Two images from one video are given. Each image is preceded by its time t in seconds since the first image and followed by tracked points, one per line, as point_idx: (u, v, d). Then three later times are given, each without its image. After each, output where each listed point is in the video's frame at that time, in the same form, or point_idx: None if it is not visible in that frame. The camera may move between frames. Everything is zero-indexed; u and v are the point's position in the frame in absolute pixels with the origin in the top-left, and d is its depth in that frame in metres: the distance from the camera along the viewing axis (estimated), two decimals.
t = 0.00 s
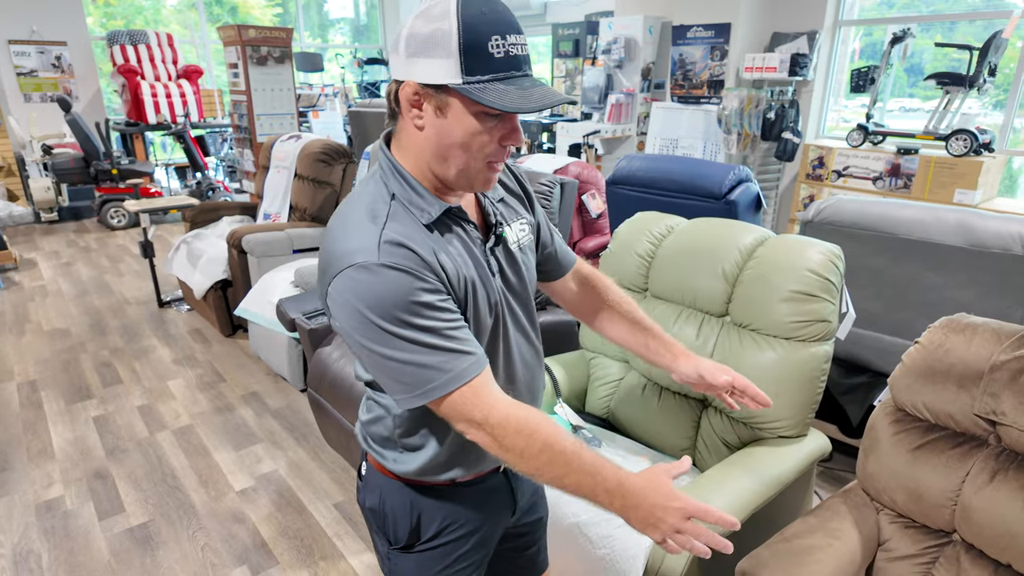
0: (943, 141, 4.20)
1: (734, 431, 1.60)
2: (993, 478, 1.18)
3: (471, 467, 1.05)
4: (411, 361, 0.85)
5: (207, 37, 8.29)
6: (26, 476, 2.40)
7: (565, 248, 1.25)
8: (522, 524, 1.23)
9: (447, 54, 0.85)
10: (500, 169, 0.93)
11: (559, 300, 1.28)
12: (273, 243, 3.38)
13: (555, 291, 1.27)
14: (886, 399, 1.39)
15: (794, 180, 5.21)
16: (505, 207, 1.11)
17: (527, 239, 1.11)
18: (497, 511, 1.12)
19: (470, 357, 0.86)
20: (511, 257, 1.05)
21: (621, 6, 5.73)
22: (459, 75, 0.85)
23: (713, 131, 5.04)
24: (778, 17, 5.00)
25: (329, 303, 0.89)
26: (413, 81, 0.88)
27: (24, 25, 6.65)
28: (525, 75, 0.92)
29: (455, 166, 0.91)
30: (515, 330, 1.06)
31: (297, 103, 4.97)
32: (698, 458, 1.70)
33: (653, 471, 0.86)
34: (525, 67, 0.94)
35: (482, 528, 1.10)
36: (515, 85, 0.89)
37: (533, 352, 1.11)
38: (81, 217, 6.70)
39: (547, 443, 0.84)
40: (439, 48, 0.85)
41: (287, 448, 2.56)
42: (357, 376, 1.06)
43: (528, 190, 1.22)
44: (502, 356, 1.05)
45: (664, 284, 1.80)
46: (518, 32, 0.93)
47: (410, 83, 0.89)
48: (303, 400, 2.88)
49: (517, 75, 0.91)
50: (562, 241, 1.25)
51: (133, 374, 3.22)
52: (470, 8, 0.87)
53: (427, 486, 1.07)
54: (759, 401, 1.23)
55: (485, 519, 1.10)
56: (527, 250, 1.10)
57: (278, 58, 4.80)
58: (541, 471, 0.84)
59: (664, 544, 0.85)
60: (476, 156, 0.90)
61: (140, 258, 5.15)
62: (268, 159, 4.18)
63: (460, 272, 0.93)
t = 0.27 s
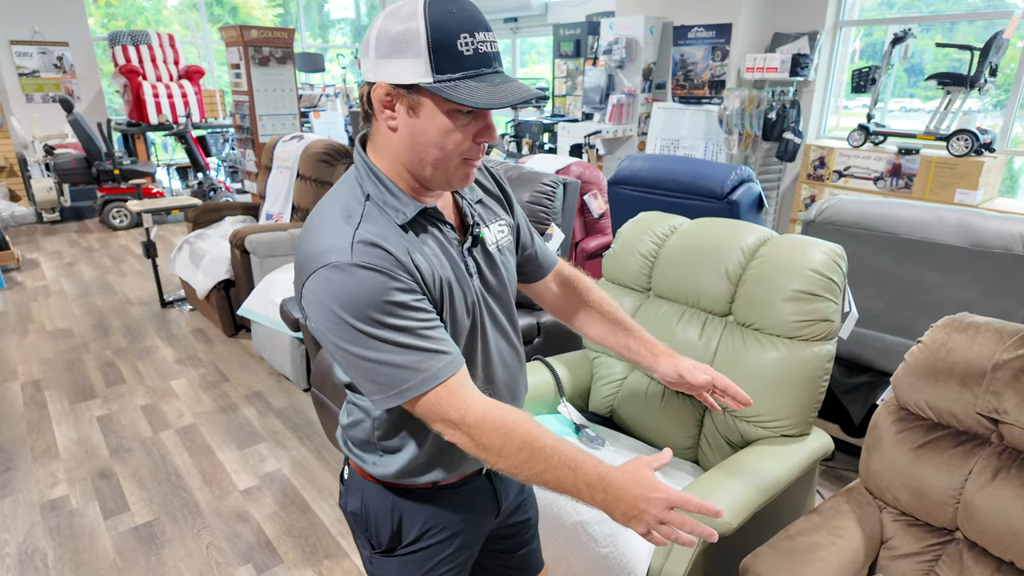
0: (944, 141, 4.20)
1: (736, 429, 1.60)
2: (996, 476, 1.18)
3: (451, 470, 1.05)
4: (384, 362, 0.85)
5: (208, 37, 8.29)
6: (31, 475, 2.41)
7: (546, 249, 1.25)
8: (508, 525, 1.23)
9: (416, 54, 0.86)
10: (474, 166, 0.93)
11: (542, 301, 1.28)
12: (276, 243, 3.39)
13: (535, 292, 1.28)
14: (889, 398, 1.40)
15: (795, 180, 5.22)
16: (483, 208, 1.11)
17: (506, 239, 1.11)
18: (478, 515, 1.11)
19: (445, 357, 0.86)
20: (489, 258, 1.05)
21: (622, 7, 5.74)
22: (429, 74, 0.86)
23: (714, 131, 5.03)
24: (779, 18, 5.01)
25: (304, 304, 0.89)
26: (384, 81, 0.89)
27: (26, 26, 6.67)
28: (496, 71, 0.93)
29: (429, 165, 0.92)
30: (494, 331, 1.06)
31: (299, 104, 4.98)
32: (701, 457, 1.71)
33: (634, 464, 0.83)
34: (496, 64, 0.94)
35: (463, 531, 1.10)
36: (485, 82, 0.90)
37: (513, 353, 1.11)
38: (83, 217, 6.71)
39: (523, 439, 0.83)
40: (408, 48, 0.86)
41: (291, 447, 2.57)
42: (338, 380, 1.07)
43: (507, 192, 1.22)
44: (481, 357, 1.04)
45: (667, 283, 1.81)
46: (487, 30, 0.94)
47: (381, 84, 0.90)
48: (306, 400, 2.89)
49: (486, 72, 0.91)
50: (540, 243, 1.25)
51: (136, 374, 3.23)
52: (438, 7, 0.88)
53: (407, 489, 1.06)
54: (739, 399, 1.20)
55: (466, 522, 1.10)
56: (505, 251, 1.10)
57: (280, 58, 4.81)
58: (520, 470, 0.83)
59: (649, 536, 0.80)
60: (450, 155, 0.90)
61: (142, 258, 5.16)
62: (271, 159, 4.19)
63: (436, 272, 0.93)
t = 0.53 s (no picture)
0: (945, 141, 4.21)
1: (739, 428, 1.60)
2: (997, 473, 1.19)
3: (444, 467, 1.06)
4: (377, 361, 0.85)
5: (210, 38, 8.30)
6: (35, 474, 2.42)
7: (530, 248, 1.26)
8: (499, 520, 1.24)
9: (402, 51, 0.86)
10: (461, 162, 0.94)
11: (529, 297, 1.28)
12: (279, 242, 3.40)
13: (521, 288, 1.27)
14: (890, 396, 1.40)
15: (796, 180, 5.23)
16: (468, 208, 1.11)
17: (492, 237, 1.11)
18: (471, 511, 1.12)
19: (437, 354, 0.86)
20: (475, 256, 1.06)
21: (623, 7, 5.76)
22: (416, 71, 0.86)
23: (715, 130, 5.06)
24: (780, 18, 5.02)
25: (293, 306, 0.88)
26: (371, 80, 0.89)
27: (29, 27, 6.68)
28: (482, 69, 0.93)
29: (418, 162, 0.92)
30: (483, 328, 1.06)
31: (300, 104, 4.99)
32: (704, 455, 1.71)
33: (624, 454, 0.85)
34: (481, 62, 0.95)
35: (457, 526, 1.11)
36: (472, 78, 0.91)
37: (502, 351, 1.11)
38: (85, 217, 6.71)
39: (515, 433, 0.84)
40: (394, 46, 0.87)
41: (294, 446, 2.58)
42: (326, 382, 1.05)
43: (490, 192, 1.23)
44: (471, 355, 1.05)
45: (670, 282, 1.81)
46: (472, 29, 0.95)
47: (368, 83, 0.90)
48: (309, 399, 2.90)
49: (472, 69, 0.92)
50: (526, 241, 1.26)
51: (139, 373, 3.24)
52: (423, 6, 0.88)
53: (400, 488, 1.06)
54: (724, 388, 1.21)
55: (460, 517, 1.10)
56: (491, 248, 1.10)
57: (282, 59, 4.82)
58: (513, 464, 0.84)
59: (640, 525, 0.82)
60: (438, 152, 0.91)
61: (144, 258, 5.17)
62: (273, 159, 4.20)
63: (425, 271, 0.94)
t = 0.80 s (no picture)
0: (945, 139, 4.21)
1: (741, 424, 1.61)
2: (996, 467, 1.20)
3: (437, 457, 1.06)
4: (368, 356, 0.85)
5: (210, 38, 8.30)
6: (37, 471, 2.43)
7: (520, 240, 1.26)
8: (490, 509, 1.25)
9: (392, 43, 0.86)
10: (453, 153, 0.95)
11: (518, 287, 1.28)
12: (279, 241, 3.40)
13: (512, 279, 1.28)
14: (890, 391, 1.41)
15: (796, 179, 5.23)
16: (456, 200, 1.12)
17: (480, 229, 1.12)
18: (463, 498, 1.13)
19: (427, 349, 0.86)
20: (464, 248, 1.06)
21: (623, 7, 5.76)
22: (406, 62, 0.86)
23: (716, 130, 5.06)
24: (780, 17, 5.02)
25: (283, 303, 0.88)
26: (360, 73, 0.89)
27: (30, 27, 6.69)
28: (470, 59, 0.94)
29: (409, 154, 0.92)
30: (473, 320, 1.07)
31: (301, 103, 5.00)
32: (704, 451, 1.72)
33: (614, 443, 0.85)
34: (468, 53, 0.96)
35: (450, 515, 1.11)
36: (461, 69, 0.91)
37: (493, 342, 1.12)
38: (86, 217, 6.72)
39: (505, 424, 0.84)
40: (383, 38, 0.86)
41: (295, 444, 2.58)
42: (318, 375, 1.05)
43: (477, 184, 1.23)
44: (462, 347, 1.05)
45: (670, 279, 1.82)
46: (458, 20, 0.95)
47: (356, 76, 0.89)
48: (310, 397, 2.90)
49: (460, 60, 0.93)
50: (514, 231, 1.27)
51: (140, 371, 3.25)
52: None
53: (393, 478, 1.07)
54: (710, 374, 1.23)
55: (453, 506, 1.11)
56: (480, 241, 1.11)
57: (283, 58, 4.82)
58: (504, 454, 0.84)
59: (631, 510, 0.83)
60: (429, 143, 0.92)
61: (145, 257, 5.18)
62: (273, 158, 4.20)
63: (415, 265, 0.94)
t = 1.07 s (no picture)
0: (942, 133, 4.20)
1: (734, 409, 1.60)
2: (990, 448, 1.19)
3: (420, 431, 1.07)
4: (346, 327, 0.85)
5: (206, 35, 8.27)
6: (28, 464, 2.41)
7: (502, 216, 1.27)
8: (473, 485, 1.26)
9: (375, 10, 0.85)
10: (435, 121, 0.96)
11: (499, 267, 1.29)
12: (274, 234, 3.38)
13: (491, 256, 1.28)
14: (884, 375, 1.40)
15: (793, 173, 5.22)
16: (437, 173, 1.12)
17: (461, 204, 1.12)
18: (447, 472, 1.14)
19: (404, 322, 0.87)
20: (445, 222, 1.07)
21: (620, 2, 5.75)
22: (390, 29, 0.85)
23: (712, 124, 4.97)
24: (776, 12, 5.01)
25: (262, 271, 0.89)
26: (342, 41, 0.87)
27: (24, 23, 6.66)
28: (451, 26, 0.94)
29: (392, 124, 0.92)
30: (454, 295, 1.08)
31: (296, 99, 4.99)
32: (697, 437, 1.72)
33: (588, 420, 0.84)
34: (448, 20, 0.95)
35: (435, 490, 1.12)
36: (444, 36, 0.91)
37: (475, 315, 1.13)
38: (81, 214, 6.68)
39: (478, 398, 0.84)
40: (366, 5, 0.85)
41: (289, 436, 2.57)
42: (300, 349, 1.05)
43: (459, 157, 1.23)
44: (442, 321, 1.06)
45: (665, 266, 1.81)
46: None
47: (338, 44, 0.88)
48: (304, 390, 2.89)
49: (442, 27, 0.92)
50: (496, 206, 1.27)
51: (133, 365, 3.23)
52: None
53: (377, 451, 1.07)
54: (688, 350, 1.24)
55: (437, 480, 1.12)
56: (461, 215, 1.11)
57: (278, 52, 4.80)
58: (479, 429, 0.85)
59: (606, 486, 0.82)
60: (412, 112, 0.92)
61: (140, 253, 5.16)
62: (268, 152, 4.19)
63: (394, 238, 0.94)
